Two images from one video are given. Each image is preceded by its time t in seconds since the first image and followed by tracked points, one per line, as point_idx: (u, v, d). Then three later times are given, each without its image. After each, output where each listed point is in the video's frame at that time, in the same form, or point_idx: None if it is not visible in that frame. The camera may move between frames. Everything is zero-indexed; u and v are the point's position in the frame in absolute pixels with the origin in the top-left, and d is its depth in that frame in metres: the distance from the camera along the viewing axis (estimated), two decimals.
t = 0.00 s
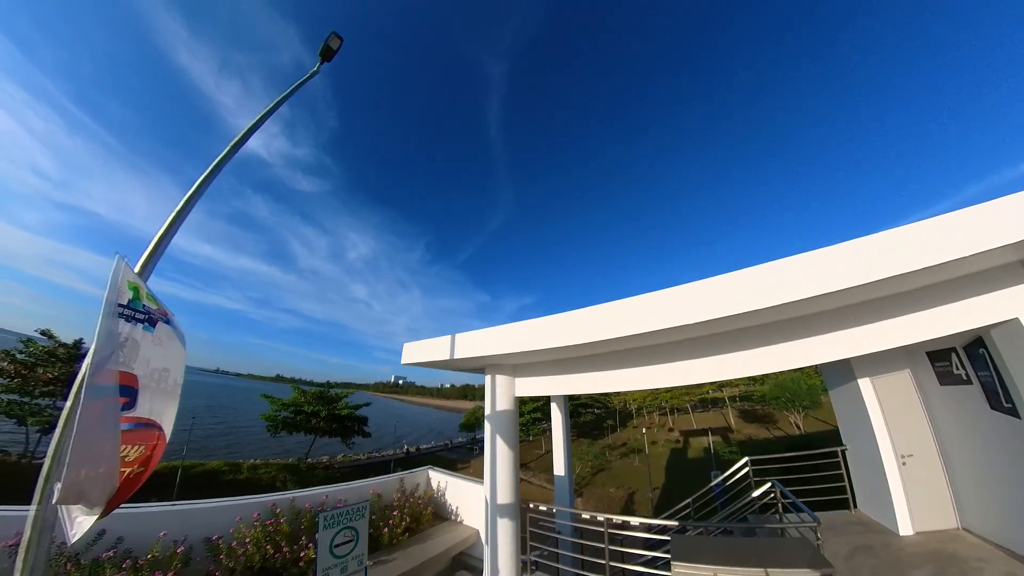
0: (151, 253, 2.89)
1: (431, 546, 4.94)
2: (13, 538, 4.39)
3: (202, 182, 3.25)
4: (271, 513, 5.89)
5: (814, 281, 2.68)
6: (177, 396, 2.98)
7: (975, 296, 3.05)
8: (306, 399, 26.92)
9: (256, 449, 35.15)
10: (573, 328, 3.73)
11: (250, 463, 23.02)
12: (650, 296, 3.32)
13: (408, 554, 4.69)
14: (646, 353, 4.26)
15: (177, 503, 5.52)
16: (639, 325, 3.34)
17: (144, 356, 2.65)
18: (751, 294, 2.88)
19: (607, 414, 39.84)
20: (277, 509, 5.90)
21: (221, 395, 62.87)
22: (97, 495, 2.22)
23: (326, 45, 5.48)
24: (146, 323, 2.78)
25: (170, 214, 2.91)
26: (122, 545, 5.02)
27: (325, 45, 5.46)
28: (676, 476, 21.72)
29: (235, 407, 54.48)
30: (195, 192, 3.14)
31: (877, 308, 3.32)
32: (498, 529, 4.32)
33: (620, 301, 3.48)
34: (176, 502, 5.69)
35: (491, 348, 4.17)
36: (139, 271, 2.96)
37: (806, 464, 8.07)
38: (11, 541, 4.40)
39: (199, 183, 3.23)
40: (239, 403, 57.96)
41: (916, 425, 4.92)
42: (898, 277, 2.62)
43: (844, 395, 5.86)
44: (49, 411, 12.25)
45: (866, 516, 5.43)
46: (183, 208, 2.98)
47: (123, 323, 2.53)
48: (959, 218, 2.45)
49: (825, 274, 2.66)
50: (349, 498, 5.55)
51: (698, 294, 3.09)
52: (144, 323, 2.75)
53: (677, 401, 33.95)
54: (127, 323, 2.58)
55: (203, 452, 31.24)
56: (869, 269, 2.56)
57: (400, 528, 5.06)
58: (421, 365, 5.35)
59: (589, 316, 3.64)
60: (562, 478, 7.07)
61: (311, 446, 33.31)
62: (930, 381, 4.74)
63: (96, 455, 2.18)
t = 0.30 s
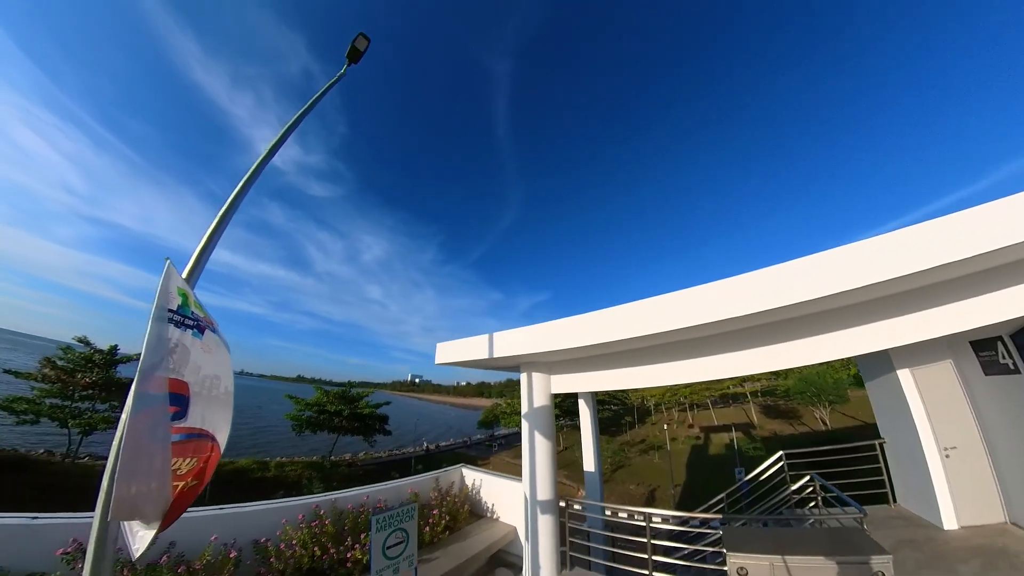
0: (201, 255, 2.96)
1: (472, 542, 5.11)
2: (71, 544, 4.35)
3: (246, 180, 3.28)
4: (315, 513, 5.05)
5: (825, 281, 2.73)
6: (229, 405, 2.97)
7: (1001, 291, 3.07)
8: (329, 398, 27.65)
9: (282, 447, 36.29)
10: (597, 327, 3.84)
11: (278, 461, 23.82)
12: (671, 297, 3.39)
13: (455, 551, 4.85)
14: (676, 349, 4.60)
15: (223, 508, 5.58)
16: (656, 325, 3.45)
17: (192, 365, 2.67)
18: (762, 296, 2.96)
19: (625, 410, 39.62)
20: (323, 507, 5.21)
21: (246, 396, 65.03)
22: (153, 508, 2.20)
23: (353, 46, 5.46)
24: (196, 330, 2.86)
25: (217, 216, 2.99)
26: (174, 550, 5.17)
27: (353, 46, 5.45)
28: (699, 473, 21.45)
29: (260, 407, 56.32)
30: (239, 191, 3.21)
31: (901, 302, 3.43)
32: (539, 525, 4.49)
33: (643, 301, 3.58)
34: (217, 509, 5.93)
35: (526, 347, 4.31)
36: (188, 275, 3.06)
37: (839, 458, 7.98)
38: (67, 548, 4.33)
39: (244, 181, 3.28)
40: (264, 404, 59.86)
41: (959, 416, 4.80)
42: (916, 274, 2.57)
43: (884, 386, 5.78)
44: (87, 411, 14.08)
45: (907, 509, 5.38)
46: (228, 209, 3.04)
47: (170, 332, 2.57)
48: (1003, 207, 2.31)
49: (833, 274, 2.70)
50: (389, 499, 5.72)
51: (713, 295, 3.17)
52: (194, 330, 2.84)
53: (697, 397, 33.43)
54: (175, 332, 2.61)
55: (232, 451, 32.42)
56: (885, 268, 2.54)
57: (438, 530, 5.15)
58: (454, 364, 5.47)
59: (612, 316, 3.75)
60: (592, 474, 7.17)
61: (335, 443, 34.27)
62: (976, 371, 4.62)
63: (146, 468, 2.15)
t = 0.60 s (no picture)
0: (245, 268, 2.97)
1: (511, 536, 5.26)
2: (128, 545, 4.31)
3: (280, 195, 3.33)
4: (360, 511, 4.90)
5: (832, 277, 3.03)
6: (297, 406, 2.87)
7: None
8: (351, 397, 28.34)
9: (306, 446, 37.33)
10: (628, 322, 4.13)
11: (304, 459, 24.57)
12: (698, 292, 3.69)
13: (496, 545, 5.04)
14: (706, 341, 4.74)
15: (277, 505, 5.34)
16: (681, 319, 3.76)
17: (257, 367, 2.56)
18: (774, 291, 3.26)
19: (644, 406, 39.29)
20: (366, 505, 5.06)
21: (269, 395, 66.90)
22: (231, 513, 2.09)
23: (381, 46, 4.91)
24: (256, 332, 2.75)
25: (254, 233, 3.04)
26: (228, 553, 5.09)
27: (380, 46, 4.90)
28: (722, 469, 21.12)
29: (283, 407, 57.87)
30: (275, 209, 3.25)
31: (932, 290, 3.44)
32: (579, 516, 4.73)
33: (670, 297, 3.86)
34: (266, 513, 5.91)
35: (563, 343, 4.53)
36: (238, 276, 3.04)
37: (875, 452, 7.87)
38: (125, 549, 4.30)
39: (276, 199, 3.32)
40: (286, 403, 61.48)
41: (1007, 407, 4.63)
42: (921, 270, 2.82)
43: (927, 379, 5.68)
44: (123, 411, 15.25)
45: (948, 501, 5.32)
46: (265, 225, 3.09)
47: (235, 336, 2.47)
48: (1010, 204, 2.52)
49: (842, 270, 2.99)
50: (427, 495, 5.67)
51: (733, 291, 3.48)
52: (254, 332, 2.71)
53: (718, 392, 32.81)
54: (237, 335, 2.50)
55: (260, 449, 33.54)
56: (890, 264, 2.81)
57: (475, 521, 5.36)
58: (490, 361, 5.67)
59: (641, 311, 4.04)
60: (622, 468, 7.27)
61: (357, 441, 35.07)
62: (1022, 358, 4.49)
63: (225, 473, 2.04)
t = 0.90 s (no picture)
0: (291, 273, 2.88)
1: (547, 534, 5.32)
2: (178, 550, 4.14)
3: (318, 203, 3.23)
4: (399, 511, 4.79)
5: (849, 275, 3.14)
6: (349, 415, 2.64)
7: None
8: (372, 396, 28.83)
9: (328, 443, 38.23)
10: (656, 321, 4.29)
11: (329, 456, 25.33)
12: (721, 291, 3.84)
13: (534, 543, 5.09)
14: (733, 337, 5.10)
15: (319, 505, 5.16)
16: (705, 317, 3.92)
17: (315, 373, 2.31)
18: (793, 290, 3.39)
19: (661, 403, 38.85)
20: (403, 506, 4.92)
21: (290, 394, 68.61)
22: (303, 532, 1.84)
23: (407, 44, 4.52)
24: (310, 336, 2.49)
25: (298, 238, 2.97)
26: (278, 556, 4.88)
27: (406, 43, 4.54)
28: (747, 466, 20.69)
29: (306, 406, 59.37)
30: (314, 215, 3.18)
31: (950, 286, 3.67)
32: (616, 512, 4.83)
33: (694, 296, 4.02)
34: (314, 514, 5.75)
35: (602, 339, 4.59)
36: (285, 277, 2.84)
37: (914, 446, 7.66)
38: (175, 554, 4.14)
39: (315, 206, 3.23)
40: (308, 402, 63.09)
41: None
42: (950, 263, 2.83)
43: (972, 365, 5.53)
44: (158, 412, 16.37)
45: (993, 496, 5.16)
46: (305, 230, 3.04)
47: (292, 338, 2.21)
48: None
49: (882, 261, 2.98)
50: (464, 493, 5.70)
51: (755, 289, 3.62)
52: (309, 337, 2.47)
53: (739, 387, 32.16)
54: (294, 337, 2.25)
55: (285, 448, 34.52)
56: (909, 261, 2.87)
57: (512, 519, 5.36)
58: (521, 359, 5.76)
59: (668, 310, 4.22)
60: (651, 465, 7.26)
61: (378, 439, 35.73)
62: None
63: (297, 487, 1.78)
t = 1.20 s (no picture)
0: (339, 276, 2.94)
1: (584, 530, 5.33)
2: (230, 552, 4.23)
3: (359, 207, 3.25)
4: (438, 508, 4.86)
5: (863, 270, 3.14)
6: (414, 415, 2.70)
7: None
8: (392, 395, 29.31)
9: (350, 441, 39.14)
10: (675, 317, 4.35)
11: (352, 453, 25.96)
12: (738, 287, 3.90)
13: (571, 539, 5.10)
14: (759, 330, 5.07)
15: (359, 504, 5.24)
16: (721, 312, 3.99)
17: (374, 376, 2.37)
18: (808, 285, 3.43)
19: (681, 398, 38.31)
20: (441, 504, 4.96)
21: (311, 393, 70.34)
22: (378, 534, 1.89)
23: (433, 43, 4.44)
24: (367, 339, 2.56)
25: (342, 241, 3.02)
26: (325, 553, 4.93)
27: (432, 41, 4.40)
28: (772, 463, 20.17)
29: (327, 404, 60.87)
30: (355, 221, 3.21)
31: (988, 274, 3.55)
32: (652, 506, 4.85)
33: (711, 292, 4.09)
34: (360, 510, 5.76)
35: (633, 331, 4.61)
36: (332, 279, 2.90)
37: (954, 438, 7.38)
38: (228, 555, 4.23)
39: (356, 210, 3.26)
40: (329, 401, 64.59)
41: None
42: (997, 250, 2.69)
43: (1023, 354, 5.28)
44: (187, 412, 18.46)
45: None
46: (349, 234, 3.09)
47: (350, 341, 2.26)
48: None
49: (921, 250, 2.88)
50: (498, 489, 5.75)
51: (770, 284, 3.66)
52: (365, 339, 2.54)
53: (761, 382, 31.33)
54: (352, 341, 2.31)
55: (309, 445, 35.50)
56: (924, 254, 2.86)
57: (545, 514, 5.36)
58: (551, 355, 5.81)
59: (686, 306, 4.27)
60: (681, 459, 7.19)
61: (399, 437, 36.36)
62: None
63: (371, 492, 1.83)
